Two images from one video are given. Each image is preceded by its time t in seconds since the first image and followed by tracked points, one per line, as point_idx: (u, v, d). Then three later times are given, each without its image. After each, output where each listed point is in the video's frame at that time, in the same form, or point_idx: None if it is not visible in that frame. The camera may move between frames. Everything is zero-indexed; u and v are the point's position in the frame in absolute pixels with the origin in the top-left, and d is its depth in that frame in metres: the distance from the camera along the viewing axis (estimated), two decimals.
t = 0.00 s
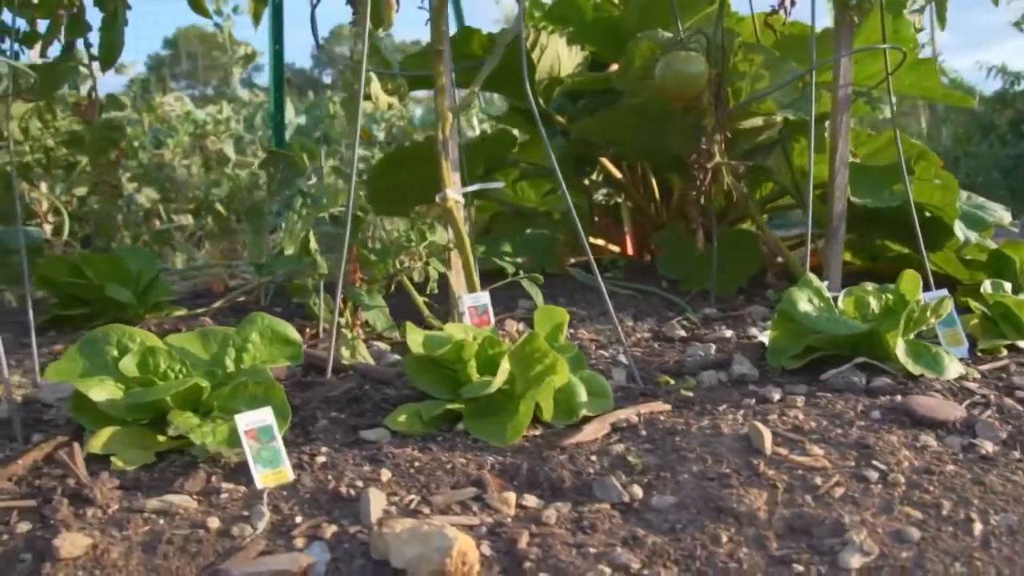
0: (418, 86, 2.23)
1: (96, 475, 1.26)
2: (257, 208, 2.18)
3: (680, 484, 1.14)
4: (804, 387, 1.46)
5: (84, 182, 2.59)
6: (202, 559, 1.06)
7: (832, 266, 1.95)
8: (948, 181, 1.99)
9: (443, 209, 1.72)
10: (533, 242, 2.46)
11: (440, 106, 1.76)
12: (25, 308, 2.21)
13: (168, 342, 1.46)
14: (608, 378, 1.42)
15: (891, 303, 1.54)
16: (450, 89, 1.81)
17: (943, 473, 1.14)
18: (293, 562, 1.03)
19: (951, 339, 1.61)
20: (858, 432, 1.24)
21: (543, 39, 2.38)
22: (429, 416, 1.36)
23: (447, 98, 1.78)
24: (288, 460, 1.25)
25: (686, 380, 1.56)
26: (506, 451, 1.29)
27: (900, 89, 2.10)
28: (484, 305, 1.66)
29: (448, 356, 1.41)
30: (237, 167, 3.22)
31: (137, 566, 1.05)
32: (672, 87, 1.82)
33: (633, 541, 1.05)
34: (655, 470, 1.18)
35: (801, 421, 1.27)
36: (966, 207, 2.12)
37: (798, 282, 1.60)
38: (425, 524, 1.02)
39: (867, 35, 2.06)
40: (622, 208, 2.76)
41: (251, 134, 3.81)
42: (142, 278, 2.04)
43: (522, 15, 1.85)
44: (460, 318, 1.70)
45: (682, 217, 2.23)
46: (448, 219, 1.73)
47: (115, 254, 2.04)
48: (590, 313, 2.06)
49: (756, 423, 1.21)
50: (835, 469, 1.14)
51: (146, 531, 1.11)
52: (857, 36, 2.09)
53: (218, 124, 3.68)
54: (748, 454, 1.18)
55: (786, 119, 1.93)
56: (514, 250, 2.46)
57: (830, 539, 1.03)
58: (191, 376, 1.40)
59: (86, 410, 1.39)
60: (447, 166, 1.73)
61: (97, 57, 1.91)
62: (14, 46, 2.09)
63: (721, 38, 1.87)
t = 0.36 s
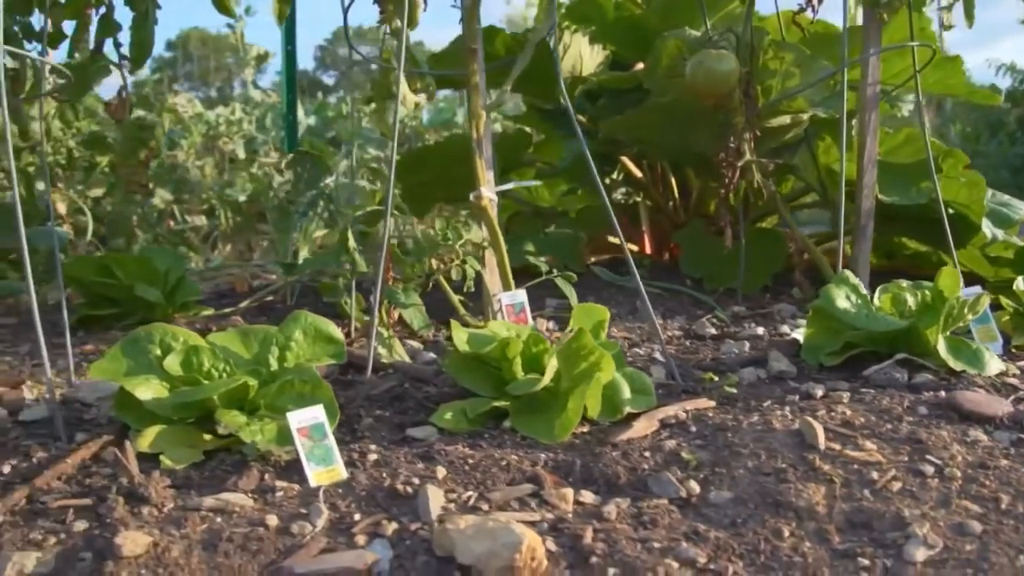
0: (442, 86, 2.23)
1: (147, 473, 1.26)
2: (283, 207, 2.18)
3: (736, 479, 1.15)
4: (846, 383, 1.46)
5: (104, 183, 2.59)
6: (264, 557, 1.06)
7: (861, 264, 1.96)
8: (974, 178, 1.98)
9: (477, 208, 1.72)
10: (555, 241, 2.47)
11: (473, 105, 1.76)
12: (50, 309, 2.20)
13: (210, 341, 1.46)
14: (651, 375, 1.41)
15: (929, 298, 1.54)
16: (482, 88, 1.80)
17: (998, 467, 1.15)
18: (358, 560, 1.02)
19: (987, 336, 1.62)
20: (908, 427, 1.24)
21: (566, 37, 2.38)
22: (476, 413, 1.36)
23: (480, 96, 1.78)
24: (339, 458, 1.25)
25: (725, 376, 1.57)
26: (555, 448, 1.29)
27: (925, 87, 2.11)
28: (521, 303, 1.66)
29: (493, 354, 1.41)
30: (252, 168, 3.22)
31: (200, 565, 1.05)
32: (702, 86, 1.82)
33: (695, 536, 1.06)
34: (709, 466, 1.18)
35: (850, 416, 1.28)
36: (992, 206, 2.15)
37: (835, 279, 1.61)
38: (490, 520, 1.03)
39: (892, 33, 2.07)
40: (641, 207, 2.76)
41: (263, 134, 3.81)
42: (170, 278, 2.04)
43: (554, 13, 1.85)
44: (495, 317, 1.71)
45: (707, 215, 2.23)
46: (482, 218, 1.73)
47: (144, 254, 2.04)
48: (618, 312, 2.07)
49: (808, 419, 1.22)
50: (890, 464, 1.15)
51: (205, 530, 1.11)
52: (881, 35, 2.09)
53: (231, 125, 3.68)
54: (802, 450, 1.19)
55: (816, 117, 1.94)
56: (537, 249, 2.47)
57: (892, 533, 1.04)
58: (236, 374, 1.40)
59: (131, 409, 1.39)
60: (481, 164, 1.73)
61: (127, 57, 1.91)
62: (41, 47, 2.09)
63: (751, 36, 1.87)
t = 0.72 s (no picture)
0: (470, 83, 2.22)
1: (192, 472, 1.26)
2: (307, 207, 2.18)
3: (787, 474, 1.15)
4: (883, 380, 1.47)
5: (122, 184, 2.59)
6: (320, 555, 1.06)
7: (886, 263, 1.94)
8: (1000, 176, 2.00)
9: (509, 207, 1.72)
10: (576, 240, 2.47)
11: (505, 104, 1.76)
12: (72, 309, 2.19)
13: (248, 340, 1.45)
14: (689, 372, 1.41)
15: (962, 295, 1.56)
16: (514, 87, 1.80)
17: None
18: (418, 557, 1.02)
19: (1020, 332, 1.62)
20: (955, 423, 1.25)
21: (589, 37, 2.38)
22: (518, 411, 1.36)
23: (511, 95, 1.78)
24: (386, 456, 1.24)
25: (760, 374, 1.57)
26: (599, 446, 1.30)
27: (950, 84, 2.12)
28: (554, 301, 1.66)
29: (533, 352, 1.41)
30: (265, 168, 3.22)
31: (256, 564, 1.05)
32: (730, 84, 1.83)
33: (750, 532, 1.06)
34: (759, 462, 1.19)
35: (895, 413, 1.29)
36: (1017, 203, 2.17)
37: (870, 276, 1.61)
38: (549, 517, 1.03)
39: (918, 31, 2.08)
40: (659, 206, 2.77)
41: (275, 135, 3.81)
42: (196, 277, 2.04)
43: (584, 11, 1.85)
44: (528, 315, 1.71)
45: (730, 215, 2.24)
46: (514, 217, 1.73)
47: (168, 253, 2.04)
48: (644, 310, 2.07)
49: (855, 415, 1.22)
50: (940, 460, 1.16)
51: (258, 528, 1.10)
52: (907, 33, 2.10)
53: (242, 126, 3.67)
54: (851, 446, 1.19)
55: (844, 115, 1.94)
56: (558, 248, 2.47)
57: (949, 528, 1.05)
58: (277, 374, 1.39)
59: (170, 407, 1.38)
60: (513, 163, 1.72)
61: (155, 56, 1.91)
62: (65, 47, 2.09)
63: (780, 34, 1.87)
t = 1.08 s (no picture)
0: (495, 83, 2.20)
1: (243, 471, 1.26)
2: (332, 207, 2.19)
3: (844, 470, 1.15)
4: (926, 377, 1.47)
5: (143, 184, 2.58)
6: (383, 553, 1.05)
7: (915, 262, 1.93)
8: None
9: (545, 205, 1.72)
10: (598, 239, 2.47)
11: (539, 102, 1.75)
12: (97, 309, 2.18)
13: (291, 338, 1.45)
14: (733, 369, 1.41)
15: (1001, 293, 1.57)
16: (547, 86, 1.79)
17: None
18: (484, 554, 1.02)
19: None
20: (1006, 420, 1.26)
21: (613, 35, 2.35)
22: (565, 409, 1.36)
23: (545, 94, 1.78)
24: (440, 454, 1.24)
25: (799, 371, 1.57)
26: (650, 443, 1.30)
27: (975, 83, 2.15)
28: (593, 300, 1.66)
29: (579, 350, 1.41)
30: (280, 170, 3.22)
31: (320, 562, 1.04)
32: (760, 83, 1.83)
33: (813, 528, 1.06)
34: (814, 458, 1.19)
35: (945, 409, 1.29)
36: None
37: (907, 274, 1.62)
38: (615, 514, 1.03)
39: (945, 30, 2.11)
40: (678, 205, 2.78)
41: (290, 136, 3.81)
42: (224, 277, 2.06)
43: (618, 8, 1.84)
44: (565, 314, 1.71)
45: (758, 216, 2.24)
46: (549, 215, 1.73)
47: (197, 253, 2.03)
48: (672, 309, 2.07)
49: (909, 411, 1.23)
50: (996, 455, 1.17)
51: (317, 527, 1.10)
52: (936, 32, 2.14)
53: (255, 127, 3.67)
54: (907, 442, 1.20)
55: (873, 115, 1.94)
56: (581, 248, 2.47)
57: (1012, 523, 1.05)
58: (322, 372, 1.39)
59: (215, 407, 1.38)
60: (548, 161, 1.72)
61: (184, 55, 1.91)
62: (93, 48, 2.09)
63: (810, 33, 1.87)
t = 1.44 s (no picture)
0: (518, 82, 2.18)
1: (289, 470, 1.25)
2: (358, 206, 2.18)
3: (894, 466, 1.16)
4: (963, 374, 1.48)
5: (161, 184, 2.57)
6: (439, 550, 1.05)
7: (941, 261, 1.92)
8: None
9: (576, 204, 1.74)
10: (619, 238, 2.46)
11: (570, 101, 1.75)
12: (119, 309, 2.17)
13: (329, 337, 1.44)
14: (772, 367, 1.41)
15: None
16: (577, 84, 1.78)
17: None
18: (542, 551, 1.02)
19: None
20: None
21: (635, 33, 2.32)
22: (605, 407, 1.36)
23: (574, 93, 1.78)
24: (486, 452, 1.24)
25: (833, 368, 1.58)
26: (694, 440, 1.29)
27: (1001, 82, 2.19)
28: (626, 298, 1.66)
29: (619, 348, 1.41)
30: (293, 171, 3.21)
31: (376, 560, 1.04)
32: (788, 82, 1.83)
33: (866, 523, 1.06)
34: (862, 454, 1.19)
35: (988, 406, 1.30)
36: None
37: (941, 272, 1.63)
38: (672, 510, 1.03)
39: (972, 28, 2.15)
40: (695, 205, 2.78)
41: (300, 136, 3.80)
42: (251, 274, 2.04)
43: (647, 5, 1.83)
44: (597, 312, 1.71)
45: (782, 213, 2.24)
46: (581, 213, 1.74)
47: (222, 253, 2.02)
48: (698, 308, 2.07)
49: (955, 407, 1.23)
50: None
51: (370, 525, 1.10)
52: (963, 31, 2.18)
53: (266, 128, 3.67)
54: (954, 438, 1.20)
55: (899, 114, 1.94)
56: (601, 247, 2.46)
57: None
58: (362, 371, 1.39)
59: (255, 404, 1.37)
60: (579, 160, 1.73)
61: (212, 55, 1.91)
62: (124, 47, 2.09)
63: (838, 31, 1.88)
